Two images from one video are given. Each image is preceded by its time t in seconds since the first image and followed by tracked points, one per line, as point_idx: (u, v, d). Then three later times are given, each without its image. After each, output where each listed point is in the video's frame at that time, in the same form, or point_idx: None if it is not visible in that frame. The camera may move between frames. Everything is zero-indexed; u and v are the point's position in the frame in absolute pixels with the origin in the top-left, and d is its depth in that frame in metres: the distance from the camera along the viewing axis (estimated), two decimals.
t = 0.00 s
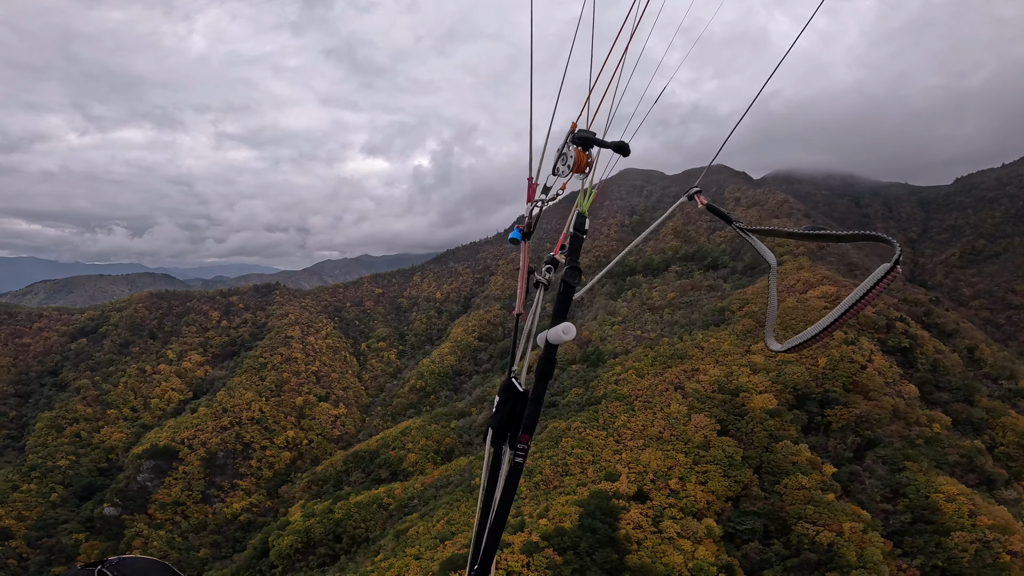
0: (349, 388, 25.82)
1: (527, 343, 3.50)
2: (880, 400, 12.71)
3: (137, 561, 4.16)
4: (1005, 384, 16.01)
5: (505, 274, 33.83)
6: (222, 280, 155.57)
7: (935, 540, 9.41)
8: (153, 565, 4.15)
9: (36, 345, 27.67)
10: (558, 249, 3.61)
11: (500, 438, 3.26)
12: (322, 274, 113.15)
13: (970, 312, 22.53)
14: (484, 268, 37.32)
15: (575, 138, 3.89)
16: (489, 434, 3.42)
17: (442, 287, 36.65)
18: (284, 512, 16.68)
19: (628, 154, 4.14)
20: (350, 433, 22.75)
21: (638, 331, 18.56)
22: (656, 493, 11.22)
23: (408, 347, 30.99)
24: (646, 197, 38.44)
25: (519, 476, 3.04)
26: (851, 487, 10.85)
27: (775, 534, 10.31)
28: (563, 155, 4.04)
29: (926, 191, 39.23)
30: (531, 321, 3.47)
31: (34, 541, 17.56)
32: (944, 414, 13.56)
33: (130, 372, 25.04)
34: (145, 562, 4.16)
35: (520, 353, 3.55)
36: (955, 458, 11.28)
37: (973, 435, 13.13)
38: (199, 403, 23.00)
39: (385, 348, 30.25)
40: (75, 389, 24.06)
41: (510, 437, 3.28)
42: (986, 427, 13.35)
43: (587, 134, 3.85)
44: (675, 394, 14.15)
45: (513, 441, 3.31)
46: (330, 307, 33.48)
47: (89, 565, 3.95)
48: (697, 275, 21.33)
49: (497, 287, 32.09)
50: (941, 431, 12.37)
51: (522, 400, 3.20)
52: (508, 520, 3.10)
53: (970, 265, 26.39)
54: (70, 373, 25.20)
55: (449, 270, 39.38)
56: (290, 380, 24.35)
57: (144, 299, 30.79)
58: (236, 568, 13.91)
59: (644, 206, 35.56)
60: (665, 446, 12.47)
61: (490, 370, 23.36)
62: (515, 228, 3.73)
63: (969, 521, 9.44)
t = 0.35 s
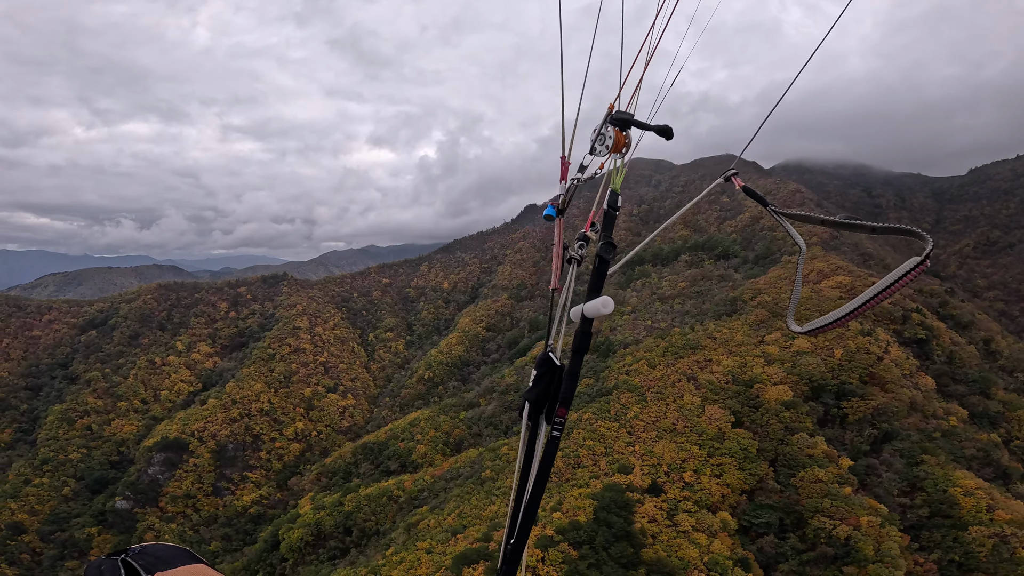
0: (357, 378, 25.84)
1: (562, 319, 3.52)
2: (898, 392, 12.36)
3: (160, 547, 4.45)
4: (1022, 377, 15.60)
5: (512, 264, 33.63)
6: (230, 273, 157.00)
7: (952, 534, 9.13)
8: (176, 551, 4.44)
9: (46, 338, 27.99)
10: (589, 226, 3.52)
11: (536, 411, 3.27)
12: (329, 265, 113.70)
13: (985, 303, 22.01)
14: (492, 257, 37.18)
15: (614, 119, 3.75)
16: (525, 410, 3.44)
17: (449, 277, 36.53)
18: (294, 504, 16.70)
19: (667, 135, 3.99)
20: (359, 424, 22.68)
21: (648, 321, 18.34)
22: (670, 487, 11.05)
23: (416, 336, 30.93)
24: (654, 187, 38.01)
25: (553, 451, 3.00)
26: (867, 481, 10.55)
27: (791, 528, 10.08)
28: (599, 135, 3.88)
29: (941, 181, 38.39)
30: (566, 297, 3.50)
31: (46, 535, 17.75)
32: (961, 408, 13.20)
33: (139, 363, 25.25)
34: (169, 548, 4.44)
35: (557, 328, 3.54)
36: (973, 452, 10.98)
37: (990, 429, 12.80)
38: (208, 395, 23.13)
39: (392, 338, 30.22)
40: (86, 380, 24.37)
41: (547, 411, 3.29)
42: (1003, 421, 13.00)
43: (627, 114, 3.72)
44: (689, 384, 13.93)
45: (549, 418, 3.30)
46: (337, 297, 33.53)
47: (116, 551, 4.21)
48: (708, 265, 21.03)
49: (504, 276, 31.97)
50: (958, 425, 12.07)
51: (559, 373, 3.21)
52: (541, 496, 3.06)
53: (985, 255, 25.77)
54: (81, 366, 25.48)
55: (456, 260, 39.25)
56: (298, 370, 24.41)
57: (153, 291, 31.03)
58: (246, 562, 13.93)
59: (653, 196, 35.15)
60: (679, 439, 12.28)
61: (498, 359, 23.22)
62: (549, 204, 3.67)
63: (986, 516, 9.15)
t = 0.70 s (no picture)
0: (365, 369, 25.89)
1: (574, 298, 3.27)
2: (916, 384, 12.02)
3: (182, 529, 4.31)
4: None
5: (519, 254, 33.42)
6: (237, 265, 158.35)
7: (970, 528, 8.93)
8: (198, 534, 4.32)
9: (55, 331, 28.21)
10: (599, 207, 3.24)
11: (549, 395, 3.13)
12: (335, 256, 114.09)
13: (999, 294, 21.53)
14: (499, 247, 37.01)
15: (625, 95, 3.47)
16: (537, 395, 3.29)
17: (456, 267, 36.44)
18: (304, 497, 16.74)
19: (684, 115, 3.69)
20: (367, 415, 22.72)
21: (658, 311, 18.13)
22: (685, 479, 10.87)
23: (423, 327, 30.90)
24: (662, 177, 37.61)
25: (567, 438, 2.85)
26: (885, 474, 10.32)
27: (807, 522, 9.86)
28: (611, 114, 3.57)
29: (954, 171, 37.62)
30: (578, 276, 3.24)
31: (60, 529, 17.94)
32: (977, 400, 12.86)
33: (149, 355, 25.46)
34: (191, 531, 4.31)
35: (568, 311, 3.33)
36: (990, 446, 10.74)
37: (1006, 422, 12.49)
38: (218, 387, 23.24)
39: (400, 329, 30.23)
40: (96, 373, 24.66)
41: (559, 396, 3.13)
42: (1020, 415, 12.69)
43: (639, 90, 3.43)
44: (701, 375, 13.74)
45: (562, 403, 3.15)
46: (344, 288, 33.59)
47: (138, 534, 4.09)
48: (718, 255, 20.76)
49: (511, 267, 31.84)
50: (975, 418, 11.76)
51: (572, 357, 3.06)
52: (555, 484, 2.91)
53: (999, 246, 25.20)
54: (91, 359, 25.72)
55: (463, 250, 39.10)
56: (306, 361, 24.49)
57: (161, 284, 31.22)
58: (258, 555, 13.99)
59: (661, 185, 34.78)
60: (693, 430, 12.08)
61: (505, 350, 23.09)
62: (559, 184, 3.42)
63: (1005, 510, 8.91)
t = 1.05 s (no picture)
0: (373, 362, 25.93)
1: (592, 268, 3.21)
2: (935, 378, 11.68)
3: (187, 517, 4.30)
4: None
5: (527, 245, 33.17)
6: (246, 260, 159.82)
7: (989, 524, 8.65)
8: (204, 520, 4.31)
9: (65, 325, 28.54)
10: (619, 171, 3.08)
11: (564, 378, 2.96)
12: (342, 248, 114.56)
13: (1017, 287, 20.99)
14: (507, 238, 36.84)
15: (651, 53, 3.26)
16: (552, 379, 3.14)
17: (463, 258, 36.27)
18: (313, 491, 16.78)
19: (719, 69, 3.52)
20: (375, 408, 22.78)
21: (670, 302, 17.92)
22: (701, 474, 10.69)
23: (430, 319, 30.87)
24: (671, 167, 37.18)
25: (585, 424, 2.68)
26: (903, 469, 10.04)
27: (824, 517, 9.62)
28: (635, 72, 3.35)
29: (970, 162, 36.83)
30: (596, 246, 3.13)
31: (72, 524, 18.11)
32: (995, 394, 12.46)
33: (158, 348, 25.67)
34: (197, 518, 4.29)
35: (586, 286, 3.19)
36: (1008, 441, 10.34)
37: None
38: (227, 379, 23.32)
39: (408, 321, 30.20)
40: (106, 366, 24.92)
41: (576, 378, 2.98)
42: None
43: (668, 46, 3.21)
44: (716, 367, 13.53)
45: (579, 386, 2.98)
46: (352, 280, 33.64)
47: (144, 523, 4.08)
48: (729, 246, 20.51)
49: (519, 257, 31.71)
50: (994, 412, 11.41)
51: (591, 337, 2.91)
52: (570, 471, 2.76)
53: (1016, 238, 24.60)
54: (101, 353, 25.94)
55: (471, 241, 38.90)
56: (315, 354, 24.57)
57: (169, 276, 31.45)
58: (269, 550, 14.01)
59: (670, 176, 34.41)
60: (708, 424, 11.88)
61: (513, 341, 22.93)
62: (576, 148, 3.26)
63: None
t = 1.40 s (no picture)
0: (384, 355, 26.01)
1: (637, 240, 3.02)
2: (959, 374, 11.31)
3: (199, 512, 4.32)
4: None
5: (537, 237, 32.98)
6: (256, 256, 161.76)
7: (1012, 523, 8.33)
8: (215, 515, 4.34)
9: (79, 318, 29.01)
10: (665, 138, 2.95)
11: (612, 358, 2.77)
12: (351, 241, 115.31)
13: None
14: (517, 230, 36.68)
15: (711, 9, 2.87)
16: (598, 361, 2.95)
17: (474, 250, 36.18)
18: (325, 485, 16.84)
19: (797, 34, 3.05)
20: (386, 402, 22.85)
21: (684, 295, 17.66)
22: (719, 471, 10.47)
23: (441, 311, 30.87)
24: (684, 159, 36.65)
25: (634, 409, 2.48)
26: (926, 467, 9.72)
27: (846, 515, 9.35)
28: (692, 31, 2.98)
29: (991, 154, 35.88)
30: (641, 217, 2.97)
31: (87, 519, 18.33)
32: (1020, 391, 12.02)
33: (171, 341, 25.98)
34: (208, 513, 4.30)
35: (634, 259, 2.99)
36: None
37: None
38: (240, 372, 23.55)
39: (418, 313, 30.23)
40: (120, 360, 25.30)
41: (625, 360, 2.78)
42: None
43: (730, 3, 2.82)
44: (733, 362, 13.26)
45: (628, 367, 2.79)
46: (362, 273, 33.74)
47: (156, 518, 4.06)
48: (744, 238, 20.19)
49: (530, 250, 31.57)
50: (1017, 409, 11.00)
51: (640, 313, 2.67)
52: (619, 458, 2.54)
53: None
54: (116, 346, 26.36)
55: (481, 233, 38.75)
56: (326, 347, 24.70)
57: (181, 270, 31.81)
58: (281, 545, 14.06)
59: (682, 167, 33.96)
60: (727, 420, 11.62)
61: (524, 334, 22.82)
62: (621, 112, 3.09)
63: None
